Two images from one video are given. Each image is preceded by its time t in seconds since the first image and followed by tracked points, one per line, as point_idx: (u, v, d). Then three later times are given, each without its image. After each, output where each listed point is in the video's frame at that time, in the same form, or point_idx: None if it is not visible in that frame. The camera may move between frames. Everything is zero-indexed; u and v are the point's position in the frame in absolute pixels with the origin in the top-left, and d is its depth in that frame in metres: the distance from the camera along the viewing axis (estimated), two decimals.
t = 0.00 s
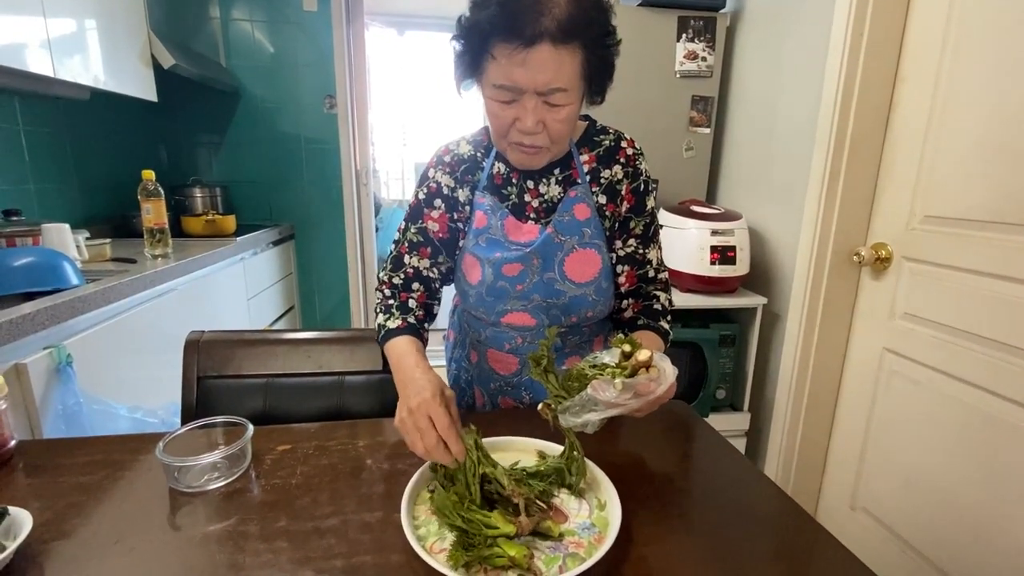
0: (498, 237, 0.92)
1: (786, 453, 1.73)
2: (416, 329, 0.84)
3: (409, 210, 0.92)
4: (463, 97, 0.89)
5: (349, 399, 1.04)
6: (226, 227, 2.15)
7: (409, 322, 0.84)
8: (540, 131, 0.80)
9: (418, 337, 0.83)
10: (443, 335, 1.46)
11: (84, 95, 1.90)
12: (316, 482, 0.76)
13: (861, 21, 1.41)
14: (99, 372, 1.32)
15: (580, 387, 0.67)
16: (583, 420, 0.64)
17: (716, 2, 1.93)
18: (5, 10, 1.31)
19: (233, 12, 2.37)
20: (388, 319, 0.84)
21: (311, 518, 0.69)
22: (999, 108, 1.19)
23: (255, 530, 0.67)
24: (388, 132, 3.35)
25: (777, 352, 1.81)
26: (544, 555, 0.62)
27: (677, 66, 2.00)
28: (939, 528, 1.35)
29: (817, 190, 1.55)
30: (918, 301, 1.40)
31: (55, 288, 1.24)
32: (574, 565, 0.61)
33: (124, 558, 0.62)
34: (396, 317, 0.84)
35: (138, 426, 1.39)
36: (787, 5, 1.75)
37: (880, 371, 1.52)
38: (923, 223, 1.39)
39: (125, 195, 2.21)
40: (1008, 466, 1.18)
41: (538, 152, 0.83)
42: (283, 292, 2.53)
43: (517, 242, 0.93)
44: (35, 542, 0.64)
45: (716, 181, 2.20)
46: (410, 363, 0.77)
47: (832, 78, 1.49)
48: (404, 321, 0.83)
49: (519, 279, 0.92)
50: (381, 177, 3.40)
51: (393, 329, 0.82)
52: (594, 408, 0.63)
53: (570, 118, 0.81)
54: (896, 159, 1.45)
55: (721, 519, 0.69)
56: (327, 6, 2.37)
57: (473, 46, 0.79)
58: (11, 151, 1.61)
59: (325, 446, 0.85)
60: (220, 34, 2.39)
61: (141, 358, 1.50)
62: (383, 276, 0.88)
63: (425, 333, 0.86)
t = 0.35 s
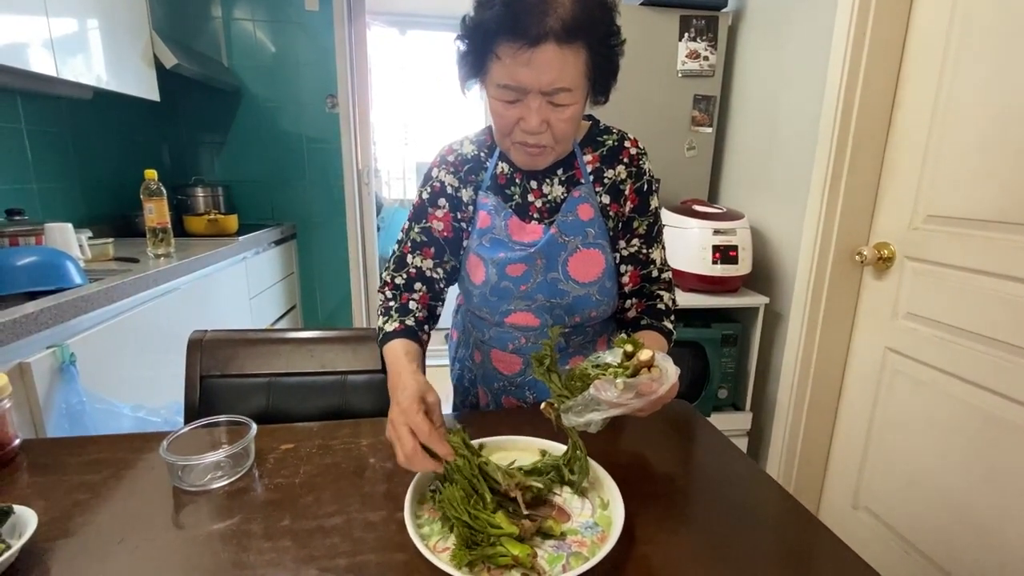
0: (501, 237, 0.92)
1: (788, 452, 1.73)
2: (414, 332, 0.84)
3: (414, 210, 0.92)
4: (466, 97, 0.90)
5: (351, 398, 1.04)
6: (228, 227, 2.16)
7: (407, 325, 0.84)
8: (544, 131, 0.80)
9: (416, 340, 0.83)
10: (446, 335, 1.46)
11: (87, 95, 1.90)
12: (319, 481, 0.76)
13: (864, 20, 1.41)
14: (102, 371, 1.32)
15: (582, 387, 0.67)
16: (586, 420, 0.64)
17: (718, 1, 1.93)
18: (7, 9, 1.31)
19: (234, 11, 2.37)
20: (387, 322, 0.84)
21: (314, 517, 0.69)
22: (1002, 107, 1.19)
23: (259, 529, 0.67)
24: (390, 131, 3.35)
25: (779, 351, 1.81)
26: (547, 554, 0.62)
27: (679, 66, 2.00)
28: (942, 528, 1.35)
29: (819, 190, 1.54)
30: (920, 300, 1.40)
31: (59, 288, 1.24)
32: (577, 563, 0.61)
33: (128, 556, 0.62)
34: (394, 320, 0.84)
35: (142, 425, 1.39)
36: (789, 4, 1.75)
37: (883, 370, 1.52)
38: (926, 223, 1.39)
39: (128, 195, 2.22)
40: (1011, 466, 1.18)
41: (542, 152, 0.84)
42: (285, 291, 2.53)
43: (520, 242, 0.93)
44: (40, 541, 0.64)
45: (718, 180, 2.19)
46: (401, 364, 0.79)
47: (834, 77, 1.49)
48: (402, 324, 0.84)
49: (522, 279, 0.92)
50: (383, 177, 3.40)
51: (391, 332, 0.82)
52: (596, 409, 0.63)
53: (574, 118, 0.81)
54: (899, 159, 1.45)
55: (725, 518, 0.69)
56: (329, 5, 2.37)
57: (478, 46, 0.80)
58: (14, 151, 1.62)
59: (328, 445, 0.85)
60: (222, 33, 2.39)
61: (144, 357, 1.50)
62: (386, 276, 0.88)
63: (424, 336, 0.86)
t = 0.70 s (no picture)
0: (505, 237, 0.92)
1: (790, 452, 1.73)
2: (420, 336, 0.83)
3: (418, 209, 0.91)
4: (471, 96, 0.90)
5: (352, 398, 1.04)
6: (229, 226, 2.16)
7: (414, 329, 0.83)
8: (551, 131, 0.80)
9: (423, 346, 0.82)
10: (448, 334, 1.46)
11: (89, 95, 1.90)
12: (321, 480, 0.76)
13: (866, 19, 1.41)
14: (103, 371, 1.32)
15: (589, 387, 0.67)
16: (590, 420, 0.63)
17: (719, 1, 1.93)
18: (9, 9, 1.31)
19: (236, 11, 2.37)
20: (393, 326, 0.83)
21: (317, 516, 0.69)
22: (1005, 107, 1.18)
23: (262, 528, 0.67)
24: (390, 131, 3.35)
25: (780, 351, 1.80)
26: (549, 553, 0.62)
27: (681, 65, 2.00)
28: (944, 527, 1.35)
29: (821, 190, 1.54)
30: (923, 300, 1.39)
31: (60, 287, 1.24)
32: (580, 563, 0.61)
33: (131, 555, 0.62)
34: (400, 324, 0.83)
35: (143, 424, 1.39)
36: (791, 4, 1.74)
37: (885, 370, 1.51)
38: (928, 222, 1.38)
39: (129, 195, 2.22)
40: (1013, 465, 1.17)
41: (549, 152, 0.84)
42: (286, 291, 2.53)
43: (525, 242, 0.93)
44: (42, 540, 0.64)
45: (720, 180, 2.19)
46: (406, 367, 0.77)
47: (836, 77, 1.49)
48: (409, 328, 0.83)
49: (527, 280, 0.92)
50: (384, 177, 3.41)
51: (398, 336, 0.81)
52: (602, 409, 0.63)
53: (581, 118, 0.81)
54: (901, 158, 1.45)
55: (728, 518, 0.69)
56: (330, 5, 2.37)
57: (485, 44, 0.79)
58: (15, 151, 1.62)
59: (330, 444, 0.85)
60: (223, 33, 2.39)
61: (145, 357, 1.50)
62: (390, 277, 0.88)
63: (430, 340, 0.85)
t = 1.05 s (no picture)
0: (507, 237, 0.92)
1: (790, 452, 1.73)
2: (409, 332, 0.82)
3: (417, 209, 0.91)
4: (473, 96, 0.90)
5: (353, 398, 1.04)
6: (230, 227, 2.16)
7: (404, 324, 0.82)
8: (555, 132, 0.80)
9: (412, 341, 0.81)
10: (449, 335, 1.46)
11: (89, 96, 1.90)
12: (322, 480, 0.76)
13: (867, 19, 1.41)
14: (104, 371, 1.32)
15: (596, 387, 0.67)
16: (598, 420, 0.64)
17: (719, 1, 1.93)
18: (9, 9, 1.31)
19: (236, 11, 2.37)
20: (383, 321, 0.83)
21: (317, 516, 0.69)
22: (1006, 107, 1.18)
23: (263, 528, 0.67)
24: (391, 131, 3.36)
25: (780, 351, 1.80)
26: (550, 554, 0.62)
27: (681, 65, 2.00)
28: (945, 528, 1.34)
29: (821, 190, 1.54)
30: (923, 300, 1.39)
31: (61, 288, 1.24)
32: (580, 563, 0.61)
33: (133, 556, 0.62)
34: (390, 318, 0.83)
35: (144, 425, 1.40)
36: (791, 3, 1.74)
37: (885, 370, 1.51)
38: (928, 222, 1.38)
39: (130, 195, 2.22)
40: (1014, 466, 1.17)
41: (551, 153, 0.84)
42: (287, 291, 2.53)
43: (527, 242, 0.93)
44: (43, 541, 0.64)
45: (720, 180, 2.19)
46: (395, 358, 0.77)
47: (836, 77, 1.49)
48: (398, 321, 0.82)
49: (528, 280, 0.92)
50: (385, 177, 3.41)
51: (387, 330, 0.80)
52: (610, 409, 0.63)
53: (584, 120, 0.81)
54: (901, 159, 1.45)
55: (729, 518, 0.69)
56: (330, 5, 2.37)
57: (488, 44, 0.79)
58: (16, 152, 1.62)
59: (330, 445, 0.85)
60: (223, 34, 2.39)
61: (145, 358, 1.50)
62: (384, 275, 0.87)
63: (421, 337, 0.84)
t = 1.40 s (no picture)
0: (508, 239, 0.92)
1: (790, 452, 1.72)
2: (404, 312, 0.83)
3: (414, 209, 0.90)
4: (474, 100, 0.90)
5: (353, 399, 1.04)
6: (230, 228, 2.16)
7: (397, 305, 0.83)
8: (556, 136, 0.80)
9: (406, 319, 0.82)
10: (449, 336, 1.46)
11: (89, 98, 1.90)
12: (322, 483, 0.76)
13: (866, 20, 1.41)
14: (105, 373, 1.32)
15: (598, 386, 0.67)
16: (600, 418, 0.63)
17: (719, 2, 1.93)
18: (9, 11, 1.31)
19: (236, 13, 2.37)
20: (377, 302, 0.83)
21: (317, 519, 0.69)
22: (1005, 108, 1.18)
23: (263, 530, 0.67)
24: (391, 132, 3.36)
25: (781, 352, 1.80)
26: (550, 555, 0.62)
27: (681, 66, 2.00)
28: (945, 528, 1.34)
29: (821, 190, 1.54)
30: (923, 301, 1.39)
31: (62, 289, 1.24)
32: (581, 565, 0.61)
33: (133, 558, 0.62)
34: (384, 300, 0.84)
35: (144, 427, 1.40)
36: (791, 4, 1.75)
37: (885, 371, 1.51)
38: (928, 223, 1.38)
39: (130, 196, 2.23)
40: (1015, 466, 1.17)
41: (552, 157, 0.84)
42: (287, 292, 2.53)
43: (527, 244, 0.93)
44: (44, 543, 0.64)
45: (720, 181, 2.19)
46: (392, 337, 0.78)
47: (836, 78, 1.49)
48: (392, 303, 0.83)
49: (529, 282, 0.92)
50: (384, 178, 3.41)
51: (380, 307, 0.81)
52: (612, 407, 0.63)
53: (585, 124, 0.81)
54: (901, 159, 1.45)
55: (729, 519, 0.69)
56: (330, 7, 2.37)
57: (490, 49, 0.79)
58: (16, 153, 1.62)
59: (331, 447, 0.85)
60: (223, 35, 2.40)
61: (146, 359, 1.50)
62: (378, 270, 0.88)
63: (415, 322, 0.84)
